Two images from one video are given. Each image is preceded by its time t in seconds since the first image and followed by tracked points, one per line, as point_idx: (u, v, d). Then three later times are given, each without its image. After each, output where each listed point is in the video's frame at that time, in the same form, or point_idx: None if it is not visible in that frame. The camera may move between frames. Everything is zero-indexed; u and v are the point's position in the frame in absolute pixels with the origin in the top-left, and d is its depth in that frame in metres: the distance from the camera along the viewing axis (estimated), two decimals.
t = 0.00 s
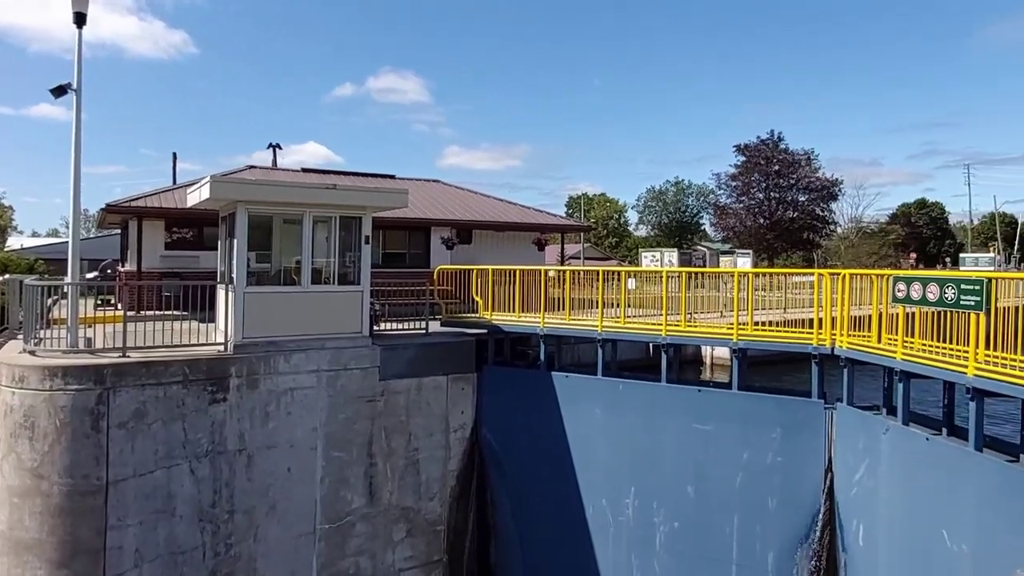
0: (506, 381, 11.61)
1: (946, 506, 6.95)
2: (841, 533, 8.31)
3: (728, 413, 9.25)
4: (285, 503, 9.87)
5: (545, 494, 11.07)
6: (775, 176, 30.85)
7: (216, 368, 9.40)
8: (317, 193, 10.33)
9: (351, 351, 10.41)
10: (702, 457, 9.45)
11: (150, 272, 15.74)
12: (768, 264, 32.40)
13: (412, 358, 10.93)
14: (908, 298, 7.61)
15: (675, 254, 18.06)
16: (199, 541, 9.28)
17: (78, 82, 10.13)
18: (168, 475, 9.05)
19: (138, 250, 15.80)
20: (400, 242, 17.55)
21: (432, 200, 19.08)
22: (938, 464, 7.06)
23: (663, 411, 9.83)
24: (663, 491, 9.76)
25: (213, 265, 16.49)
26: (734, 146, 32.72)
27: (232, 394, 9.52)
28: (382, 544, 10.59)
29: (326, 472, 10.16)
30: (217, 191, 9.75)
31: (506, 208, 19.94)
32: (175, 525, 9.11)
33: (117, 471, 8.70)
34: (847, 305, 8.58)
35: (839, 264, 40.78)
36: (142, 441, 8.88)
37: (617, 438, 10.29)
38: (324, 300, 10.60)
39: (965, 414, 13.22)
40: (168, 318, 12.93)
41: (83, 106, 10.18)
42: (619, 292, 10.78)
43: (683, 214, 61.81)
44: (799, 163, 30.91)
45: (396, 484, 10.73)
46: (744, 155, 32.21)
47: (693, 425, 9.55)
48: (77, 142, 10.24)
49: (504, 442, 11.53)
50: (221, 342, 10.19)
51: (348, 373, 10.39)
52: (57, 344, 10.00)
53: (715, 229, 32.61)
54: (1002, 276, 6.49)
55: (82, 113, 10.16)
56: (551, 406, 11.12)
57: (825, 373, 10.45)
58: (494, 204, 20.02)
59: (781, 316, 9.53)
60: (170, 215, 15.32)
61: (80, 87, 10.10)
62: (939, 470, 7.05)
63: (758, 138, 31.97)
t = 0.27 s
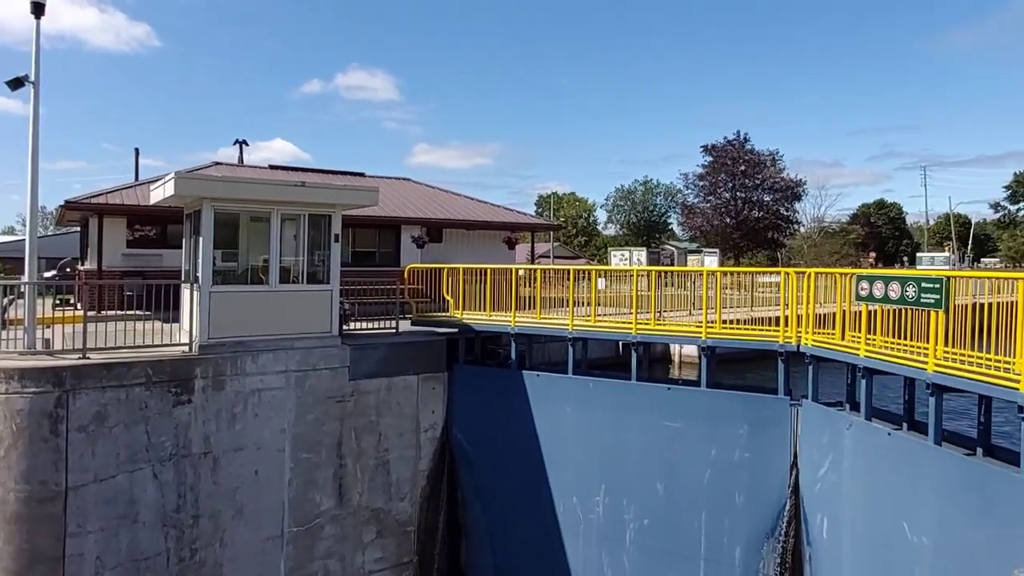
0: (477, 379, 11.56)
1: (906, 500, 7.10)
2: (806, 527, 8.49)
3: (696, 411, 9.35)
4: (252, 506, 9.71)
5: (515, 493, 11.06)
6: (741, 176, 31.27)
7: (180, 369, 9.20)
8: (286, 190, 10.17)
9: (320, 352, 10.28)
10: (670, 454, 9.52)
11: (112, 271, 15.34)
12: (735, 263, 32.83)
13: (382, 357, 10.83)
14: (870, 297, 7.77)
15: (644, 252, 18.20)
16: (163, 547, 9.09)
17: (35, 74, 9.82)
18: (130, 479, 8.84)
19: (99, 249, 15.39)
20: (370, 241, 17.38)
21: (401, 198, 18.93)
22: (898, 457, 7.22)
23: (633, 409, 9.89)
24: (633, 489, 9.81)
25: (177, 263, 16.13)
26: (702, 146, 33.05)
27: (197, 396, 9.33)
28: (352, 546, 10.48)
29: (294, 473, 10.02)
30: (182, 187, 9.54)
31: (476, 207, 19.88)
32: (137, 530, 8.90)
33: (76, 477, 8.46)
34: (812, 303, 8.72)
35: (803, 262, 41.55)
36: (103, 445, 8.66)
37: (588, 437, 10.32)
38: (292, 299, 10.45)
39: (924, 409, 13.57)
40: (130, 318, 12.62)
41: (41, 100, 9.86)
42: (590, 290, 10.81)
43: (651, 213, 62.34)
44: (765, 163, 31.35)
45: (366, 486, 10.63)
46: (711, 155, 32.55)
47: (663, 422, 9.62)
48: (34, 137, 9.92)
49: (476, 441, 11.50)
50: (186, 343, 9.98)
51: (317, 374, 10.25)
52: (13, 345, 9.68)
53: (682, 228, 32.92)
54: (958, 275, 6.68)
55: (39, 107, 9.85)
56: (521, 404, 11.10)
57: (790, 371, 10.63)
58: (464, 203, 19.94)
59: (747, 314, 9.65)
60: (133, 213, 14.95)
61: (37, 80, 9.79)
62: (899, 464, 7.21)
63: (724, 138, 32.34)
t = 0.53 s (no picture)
0: (445, 380, 11.49)
1: (867, 496, 7.24)
2: (770, 522, 8.62)
3: (663, 410, 9.42)
4: (214, 512, 9.50)
5: (482, 493, 11.00)
6: (705, 177, 31.67)
7: (140, 372, 8.95)
8: (250, 188, 9.97)
9: (285, 352, 10.09)
10: (638, 453, 9.58)
11: (67, 270, 14.87)
12: (699, 262, 33.25)
13: (349, 358, 10.69)
14: (832, 296, 7.89)
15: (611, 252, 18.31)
16: (121, 555, 8.84)
17: None
18: (87, 486, 8.57)
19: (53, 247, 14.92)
20: (335, 239, 17.16)
21: (368, 196, 18.73)
22: (857, 453, 7.37)
23: (601, 408, 9.92)
24: (600, 488, 9.84)
25: (136, 262, 15.71)
26: (667, 147, 33.37)
27: (158, 399, 9.09)
28: (317, 550, 10.33)
29: (258, 477, 9.83)
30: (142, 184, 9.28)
31: (443, 205, 19.77)
32: (94, 538, 8.64)
33: (29, 484, 8.16)
34: (775, 303, 8.85)
35: (764, 262, 42.31)
36: (58, 451, 8.37)
37: (556, 436, 10.32)
38: (257, 299, 10.25)
39: (882, 406, 13.89)
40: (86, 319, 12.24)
41: None
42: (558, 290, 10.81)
43: (617, 213, 62.77)
44: (728, 164, 31.79)
45: (332, 488, 10.48)
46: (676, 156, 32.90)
47: (630, 421, 9.67)
48: None
49: (443, 442, 11.42)
50: (145, 344, 9.72)
51: (282, 375, 10.07)
52: None
53: (648, 228, 33.22)
54: (916, 274, 6.84)
55: None
56: (489, 404, 11.05)
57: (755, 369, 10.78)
58: (432, 202, 19.81)
59: (711, 313, 9.74)
60: (89, 210, 14.52)
61: None
62: (858, 460, 7.36)
63: (689, 139, 32.72)
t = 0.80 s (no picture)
0: (410, 380, 11.41)
1: (824, 491, 7.40)
2: (731, 518, 8.78)
3: (628, 409, 9.50)
4: (173, 518, 9.29)
5: (448, 494, 10.94)
6: (668, 180, 32.03)
7: (95, 375, 8.70)
8: (211, 186, 9.77)
9: (247, 354, 9.91)
10: (603, 452, 9.64)
11: (17, 270, 14.39)
12: (662, 263, 33.66)
13: (313, 359, 10.55)
14: (792, 296, 8.04)
15: (575, 253, 18.42)
16: (75, 564, 8.58)
17: None
18: (39, 493, 8.30)
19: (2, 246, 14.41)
20: (299, 239, 16.92)
21: (332, 196, 18.51)
22: (815, 449, 7.53)
23: (567, 408, 9.96)
24: (566, 487, 9.88)
25: (90, 262, 15.27)
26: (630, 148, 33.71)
27: (113, 403, 8.85)
28: (280, 555, 10.17)
29: (219, 482, 9.64)
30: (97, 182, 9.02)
31: (408, 205, 19.65)
32: (46, 547, 8.37)
33: None
34: (736, 302, 8.98)
35: (724, 262, 43.01)
36: (8, 457, 8.09)
37: (522, 436, 10.34)
38: (217, 300, 10.05)
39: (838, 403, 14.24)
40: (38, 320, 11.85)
41: None
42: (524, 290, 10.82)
43: (582, 214, 63.13)
44: (690, 166, 32.25)
45: (295, 492, 10.33)
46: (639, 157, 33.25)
47: (596, 420, 9.73)
48: None
49: (409, 443, 11.34)
50: (101, 346, 9.45)
51: (244, 377, 9.89)
52: None
53: (611, 229, 33.51)
54: (871, 275, 7.05)
55: None
56: (455, 405, 11.00)
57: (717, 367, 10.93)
58: (396, 201, 19.67)
59: (674, 313, 9.89)
60: (41, 208, 14.07)
61: None
62: (816, 455, 7.53)
63: (652, 140, 33.10)
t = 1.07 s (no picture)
0: (376, 381, 11.33)
1: (784, 486, 7.56)
2: (694, 514, 8.92)
3: (593, 408, 9.58)
4: (130, 523, 9.08)
5: (413, 494, 10.88)
6: (632, 180, 32.39)
7: (49, 378, 8.46)
8: (170, 184, 9.57)
9: (208, 355, 9.74)
10: (569, 450, 9.70)
11: None
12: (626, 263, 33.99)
13: (276, 360, 10.41)
14: (754, 295, 8.18)
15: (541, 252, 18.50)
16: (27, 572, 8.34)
17: None
18: None
19: None
20: (262, 238, 16.68)
21: (296, 195, 18.29)
22: (775, 444, 7.69)
23: (533, 407, 9.99)
24: (532, 486, 9.92)
25: (44, 261, 14.84)
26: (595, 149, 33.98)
27: (68, 406, 8.61)
28: (242, 559, 10.02)
29: (179, 486, 9.45)
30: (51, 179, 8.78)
31: (374, 205, 19.52)
32: None
33: None
34: (699, 302, 9.12)
35: (687, 262, 43.66)
36: None
37: (488, 435, 10.34)
38: (177, 300, 9.86)
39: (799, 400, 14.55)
40: None
41: None
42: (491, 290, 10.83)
43: (547, 214, 63.42)
44: (654, 167, 32.64)
45: (257, 494, 10.18)
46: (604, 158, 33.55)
47: (561, 419, 9.79)
48: None
49: (374, 444, 11.26)
50: (55, 348, 9.20)
51: (205, 379, 9.71)
52: None
53: (577, 229, 33.73)
54: (829, 275, 7.20)
55: None
56: (421, 404, 10.95)
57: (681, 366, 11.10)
58: (362, 201, 19.52)
59: (638, 313, 10.05)
60: None
61: None
62: (776, 451, 7.69)
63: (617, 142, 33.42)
